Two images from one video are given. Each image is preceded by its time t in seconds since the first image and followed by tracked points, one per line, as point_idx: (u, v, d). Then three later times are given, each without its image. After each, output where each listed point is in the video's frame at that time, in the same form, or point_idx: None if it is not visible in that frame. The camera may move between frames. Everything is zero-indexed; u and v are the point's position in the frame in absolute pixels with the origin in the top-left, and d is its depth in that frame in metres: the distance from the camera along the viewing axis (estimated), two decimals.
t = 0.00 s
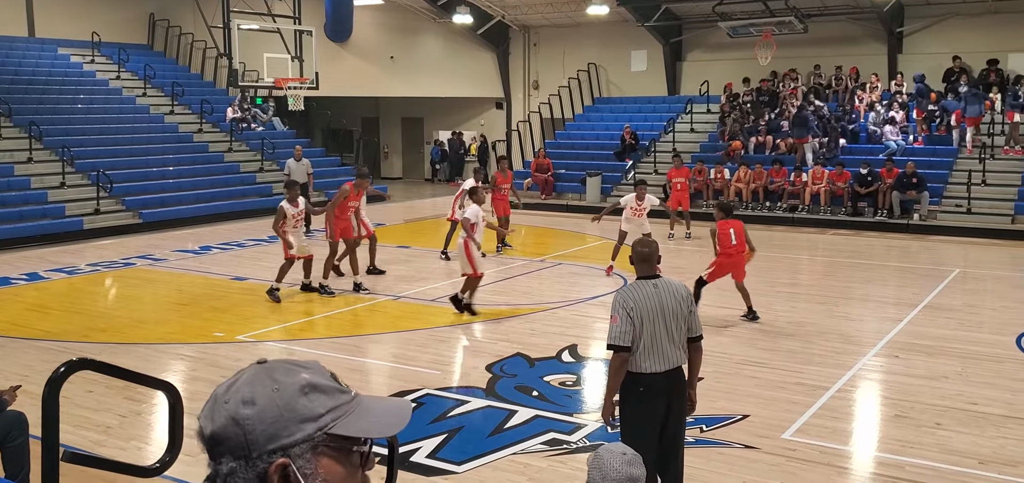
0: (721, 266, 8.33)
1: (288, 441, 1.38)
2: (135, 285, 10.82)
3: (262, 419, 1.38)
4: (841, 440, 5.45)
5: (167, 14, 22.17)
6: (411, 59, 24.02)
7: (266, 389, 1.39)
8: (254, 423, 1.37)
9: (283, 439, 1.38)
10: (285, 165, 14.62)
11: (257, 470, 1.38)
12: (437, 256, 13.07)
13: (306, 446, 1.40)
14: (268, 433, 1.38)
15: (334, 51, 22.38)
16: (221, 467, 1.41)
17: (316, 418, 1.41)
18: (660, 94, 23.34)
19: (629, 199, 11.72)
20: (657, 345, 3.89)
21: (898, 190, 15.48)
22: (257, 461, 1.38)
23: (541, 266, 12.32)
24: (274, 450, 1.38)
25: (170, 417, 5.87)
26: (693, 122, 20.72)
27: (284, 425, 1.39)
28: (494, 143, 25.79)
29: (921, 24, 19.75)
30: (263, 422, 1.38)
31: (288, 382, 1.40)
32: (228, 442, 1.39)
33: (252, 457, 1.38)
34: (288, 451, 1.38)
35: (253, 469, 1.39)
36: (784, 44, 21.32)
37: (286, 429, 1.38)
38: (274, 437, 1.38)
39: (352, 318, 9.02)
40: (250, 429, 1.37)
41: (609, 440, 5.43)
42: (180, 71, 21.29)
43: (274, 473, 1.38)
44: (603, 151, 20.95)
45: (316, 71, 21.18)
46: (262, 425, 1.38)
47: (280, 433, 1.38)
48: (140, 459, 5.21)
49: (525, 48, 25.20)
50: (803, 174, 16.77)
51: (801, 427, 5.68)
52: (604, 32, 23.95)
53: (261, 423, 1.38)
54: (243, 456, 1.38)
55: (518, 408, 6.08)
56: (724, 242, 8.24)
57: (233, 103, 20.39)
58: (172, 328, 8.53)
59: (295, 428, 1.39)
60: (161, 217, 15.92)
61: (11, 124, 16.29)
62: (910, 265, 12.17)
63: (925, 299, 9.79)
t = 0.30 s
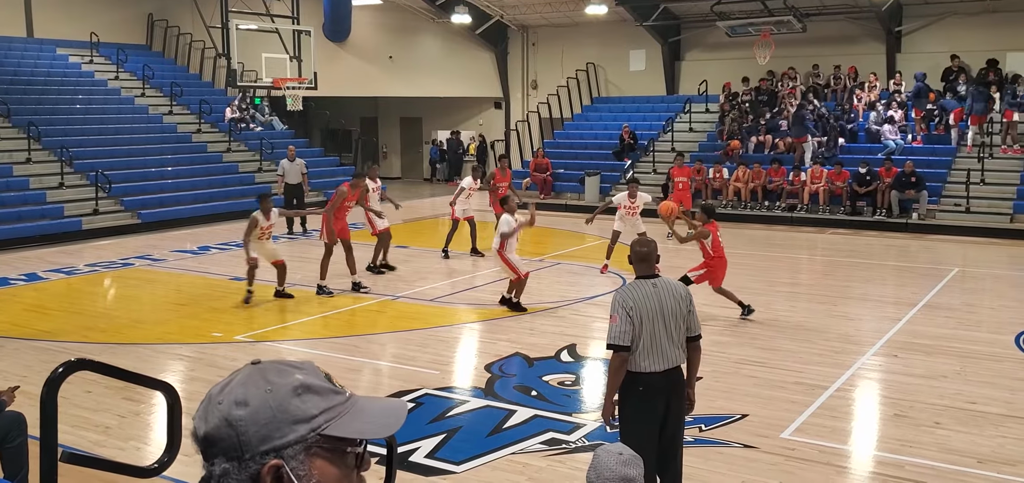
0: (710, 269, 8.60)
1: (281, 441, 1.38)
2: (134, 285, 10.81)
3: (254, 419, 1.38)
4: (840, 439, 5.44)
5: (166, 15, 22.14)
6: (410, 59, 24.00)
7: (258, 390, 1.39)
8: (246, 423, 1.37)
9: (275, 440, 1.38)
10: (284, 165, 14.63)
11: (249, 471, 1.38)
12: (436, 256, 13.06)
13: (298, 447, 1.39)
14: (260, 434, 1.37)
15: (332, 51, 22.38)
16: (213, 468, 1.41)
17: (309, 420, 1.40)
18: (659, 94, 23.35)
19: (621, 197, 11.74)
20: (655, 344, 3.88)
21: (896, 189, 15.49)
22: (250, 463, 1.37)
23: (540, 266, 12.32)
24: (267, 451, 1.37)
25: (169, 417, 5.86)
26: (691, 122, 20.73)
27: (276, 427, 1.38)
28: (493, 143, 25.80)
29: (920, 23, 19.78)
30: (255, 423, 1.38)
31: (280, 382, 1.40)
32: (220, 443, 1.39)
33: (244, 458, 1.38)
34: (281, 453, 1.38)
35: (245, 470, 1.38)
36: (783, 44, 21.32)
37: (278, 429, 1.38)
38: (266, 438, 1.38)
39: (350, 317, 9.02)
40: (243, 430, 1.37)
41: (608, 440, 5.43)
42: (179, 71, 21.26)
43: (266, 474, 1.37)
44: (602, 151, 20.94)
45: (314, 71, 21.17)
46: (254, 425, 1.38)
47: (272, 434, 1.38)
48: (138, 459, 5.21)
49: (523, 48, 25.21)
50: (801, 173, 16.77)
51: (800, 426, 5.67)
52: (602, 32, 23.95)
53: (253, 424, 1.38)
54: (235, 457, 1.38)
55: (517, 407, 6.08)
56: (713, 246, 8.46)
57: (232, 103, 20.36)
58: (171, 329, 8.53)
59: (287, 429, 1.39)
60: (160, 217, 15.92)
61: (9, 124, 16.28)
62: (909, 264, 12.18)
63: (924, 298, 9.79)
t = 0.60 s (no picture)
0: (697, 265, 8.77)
1: (276, 443, 1.37)
2: (134, 285, 10.80)
3: (250, 420, 1.37)
4: (840, 439, 5.44)
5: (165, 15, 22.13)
6: (409, 59, 23.98)
7: (254, 390, 1.38)
8: (241, 425, 1.37)
9: (270, 441, 1.37)
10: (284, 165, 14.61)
11: (246, 473, 1.37)
12: (435, 256, 13.05)
13: (294, 448, 1.38)
14: (256, 435, 1.37)
15: (332, 51, 22.37)
16: (210, 469, 1.40)
17: (305, 421, 1.40)
18: (658, 94, 23.34)
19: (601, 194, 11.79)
20: (653, 344, 3.88)
21: (896, 189, 15.49)
22: (245, 464, 1.37)
23: (539, 266, 12.31)
24: (262, 452, 1.37)
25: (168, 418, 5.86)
26: (691, 121, 20.72)
27: (272, 428, 1.38)
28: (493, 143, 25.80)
29: (919, 23, 19.77)
30: (250, 424, 1.37)
31: (275, 383, 1.39)
32: (215, 444, 1.39)
33: (239, 459, 1.38)
34: (277, 454, 1.37)
35: (241, 471, 1.38)
36: (782, 43, 21.32)
37: (274, 431, 1.37)
38: (261, 440, 1.37)
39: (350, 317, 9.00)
40: (238, 431, 1.37)
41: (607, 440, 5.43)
42: (178, 71, 21.25)
43: (261, 475, 1.37)
44: (602, 151, 20.94)
45: (313, 71, 21.14)
46: (250, 426, 1.37)
47: (268, 435, 1.37)
48: (138, 459, 5.20)
49: (523, 48, 25.20)
50: (801, 173, 16.77)
51: (800, 426, 5.67)
52: (602, 32, 23.93)
53: (248, 425, 1.37)
54: (230, 459, 1.38)
55: (517, 407, 6.07)
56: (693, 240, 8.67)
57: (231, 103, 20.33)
58: (170, 329, 8.52)
59: (282, 430, 1.38)
60: (160, 217, 15.92)
61: (9, 124, 16.27)
62: (908, 264, 12.17)
63: (924, 298, 9.79)
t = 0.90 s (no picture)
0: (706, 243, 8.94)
1: (275, 442, 1.38)
2: (133, 284, 10.80)
3: (248, 421, 1.37)
4: (839, 438, 5.44)
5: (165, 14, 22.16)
6: (408, 58, 23.97)
7: (253, 391, 1.39)
8: (240, 425, 1.37)
9: (269, 441, 1.38)
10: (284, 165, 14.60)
11: (245, 473, 1.38)
12: (434, 255, 13.05)
13: (293, 448, 1.39)
14: (255, 435, 1.37)
15: (331, 50, 22.36)
16: (210, 469, 1.41)
17: (304, 420, 1.40)
18: (657, 93, 23.35)
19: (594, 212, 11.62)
20: (651, 343, 3.88)
21: (895, 188, 15.50)
22: (244, 464, 1.38)
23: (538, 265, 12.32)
24: (261, 452, 1.38)
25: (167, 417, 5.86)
26: (690, 121, 20.73)
27: (271, 428, 1.38)
28: (492, 142, 25.80)
29: (917, 22, 19.79)
30: (249, 424, 1.37)
31: (274, 383, 1.40)
32: (215, 444, 1.39)
33: (238, 459, 1.38)
34: (276, 453, 1.38)
35: (240, 471, 1.38)
36: (781, 42, 21.31)
37: (272, 431, 1.38)
38: (261, 439, 1.38)
39: (349, 317, 9.01)
40: (237, 431, 1.37)
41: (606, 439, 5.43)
42: (178, 71, 21.26)
43: (260, 475, 1.38)
44: (601, 150, 20.96)
45: (312, 70, 21.14)
46: (249, 427, 1.37)
47: (267, 435, 1.38)
48: (137, 459, 5.20)
49: (522, 47, 25.19)
50: (800, 172, 16.78)
51: (799, 425, 5.68)
52: (601, 31, 23.91)
53: (247, 425, 1.37)
54: (229, 458, 1.38)
55: (516, 407, 6.07)
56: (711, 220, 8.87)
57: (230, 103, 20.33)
58: (169, 329, 8.52)
59: (281, 431, 1.38)
60: (159, 217, 15.90)
61: (7, 124, 16.26)
62: (907, 263, 12.18)
63: (923, 297, 9.80)
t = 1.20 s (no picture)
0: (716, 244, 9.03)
1: (274, 444, 1.38)
2: (129, 285, 10.78)
3: (247, 421, 1.38)
4: (835, 436, 5.46)
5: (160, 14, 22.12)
6: (404, 58, 23.92)
7: (253, 391, 1.39)
8: (239, 425, 1.38)
9: (267, 442, 1.38)
10: (281, 166, 14.60)
11: (243, 472, 1.38)
12: (430, 255, 13.06)
13: (292, 448, 1.39)
14: (254, 435, 1.37)
15: (327, 50, 22.34)
16: (208, 469, 1.41)
17: (304, 421, 1.40)
18: (653, 92, 23.37)
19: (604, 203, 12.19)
20: (649, 343, 3.88)
21: (890, 187, 15.54)
22: (243, 464, 1.38)
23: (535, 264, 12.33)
24: (260, 453, 1.38)
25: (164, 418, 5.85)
26: (686, 120, 20.75)
27: (269, 429, 1.38)
28: (489, 142, 25.79)
29: (912, 21, 19.84)
30: (248, 424, 1.38)
31: (274, 383, 1.40)
32: (213, 445, 1.39)
33: (237, 459, 1.38)
34: (274, 454, 1.38)
35: (238, 471, 1.38)
36: (777, 42, 21.35)
37: (271, 431, 1.38)
38: (259, 440, 1.38)
39: (346, 317, 9.00)
40: (236, 431, 1.37)
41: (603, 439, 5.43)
42: (173, 71, 21.22)
43: (260, 476, 1.38)
44: (597, 150, 20.96)
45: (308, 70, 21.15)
46: (249, 428, 1.37)
47: (266, 435, 1.38)
48: (134, 459, 5.20)
49: (518, 47, 25.21)
50: (795, 172, 16.80)
51: (795, 423, 5.69)
52: (597, 30, 23.93)
53: (246, 425, 1.38)
54: (228, 459, 1.38)
55: (513, 406, 6.07)
56: (721, 220, 8.96)
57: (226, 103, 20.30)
58: (165, 329, 8.50)
59: (280, 431, 1.38)
60: (155, 217, 15.88)
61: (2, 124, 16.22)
62: (903, 261, 12.21)
63: (918, 296, 9.83)
